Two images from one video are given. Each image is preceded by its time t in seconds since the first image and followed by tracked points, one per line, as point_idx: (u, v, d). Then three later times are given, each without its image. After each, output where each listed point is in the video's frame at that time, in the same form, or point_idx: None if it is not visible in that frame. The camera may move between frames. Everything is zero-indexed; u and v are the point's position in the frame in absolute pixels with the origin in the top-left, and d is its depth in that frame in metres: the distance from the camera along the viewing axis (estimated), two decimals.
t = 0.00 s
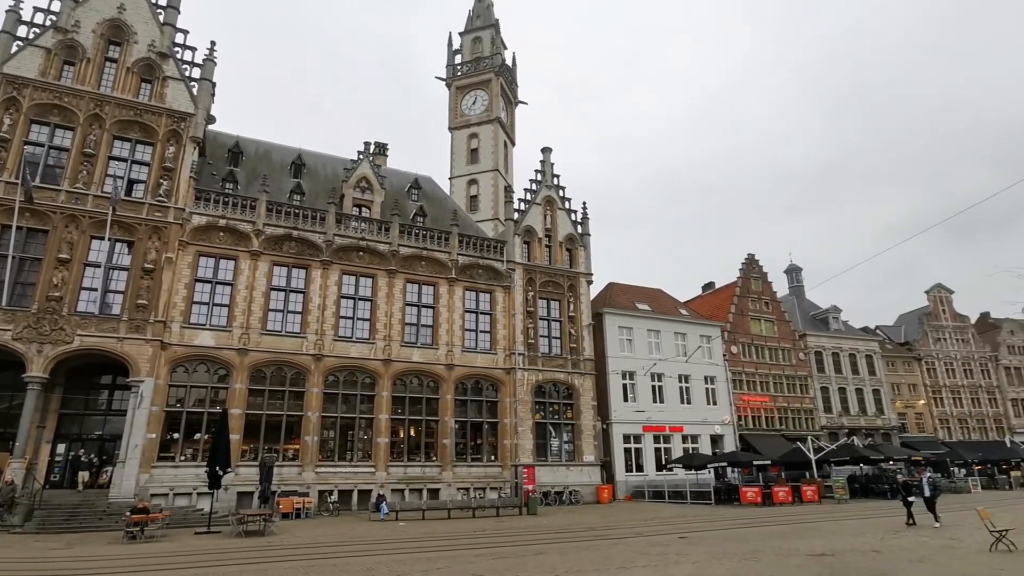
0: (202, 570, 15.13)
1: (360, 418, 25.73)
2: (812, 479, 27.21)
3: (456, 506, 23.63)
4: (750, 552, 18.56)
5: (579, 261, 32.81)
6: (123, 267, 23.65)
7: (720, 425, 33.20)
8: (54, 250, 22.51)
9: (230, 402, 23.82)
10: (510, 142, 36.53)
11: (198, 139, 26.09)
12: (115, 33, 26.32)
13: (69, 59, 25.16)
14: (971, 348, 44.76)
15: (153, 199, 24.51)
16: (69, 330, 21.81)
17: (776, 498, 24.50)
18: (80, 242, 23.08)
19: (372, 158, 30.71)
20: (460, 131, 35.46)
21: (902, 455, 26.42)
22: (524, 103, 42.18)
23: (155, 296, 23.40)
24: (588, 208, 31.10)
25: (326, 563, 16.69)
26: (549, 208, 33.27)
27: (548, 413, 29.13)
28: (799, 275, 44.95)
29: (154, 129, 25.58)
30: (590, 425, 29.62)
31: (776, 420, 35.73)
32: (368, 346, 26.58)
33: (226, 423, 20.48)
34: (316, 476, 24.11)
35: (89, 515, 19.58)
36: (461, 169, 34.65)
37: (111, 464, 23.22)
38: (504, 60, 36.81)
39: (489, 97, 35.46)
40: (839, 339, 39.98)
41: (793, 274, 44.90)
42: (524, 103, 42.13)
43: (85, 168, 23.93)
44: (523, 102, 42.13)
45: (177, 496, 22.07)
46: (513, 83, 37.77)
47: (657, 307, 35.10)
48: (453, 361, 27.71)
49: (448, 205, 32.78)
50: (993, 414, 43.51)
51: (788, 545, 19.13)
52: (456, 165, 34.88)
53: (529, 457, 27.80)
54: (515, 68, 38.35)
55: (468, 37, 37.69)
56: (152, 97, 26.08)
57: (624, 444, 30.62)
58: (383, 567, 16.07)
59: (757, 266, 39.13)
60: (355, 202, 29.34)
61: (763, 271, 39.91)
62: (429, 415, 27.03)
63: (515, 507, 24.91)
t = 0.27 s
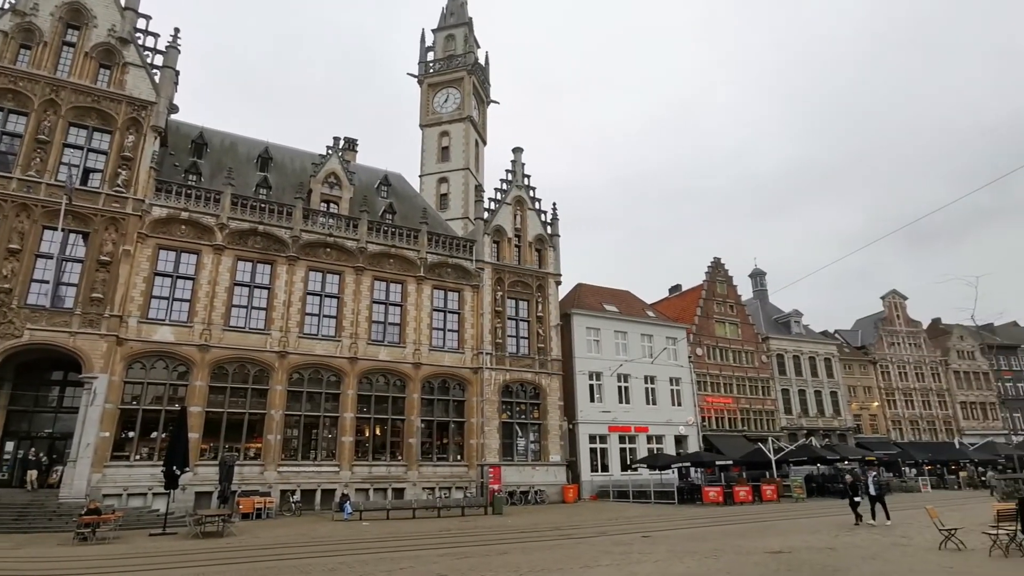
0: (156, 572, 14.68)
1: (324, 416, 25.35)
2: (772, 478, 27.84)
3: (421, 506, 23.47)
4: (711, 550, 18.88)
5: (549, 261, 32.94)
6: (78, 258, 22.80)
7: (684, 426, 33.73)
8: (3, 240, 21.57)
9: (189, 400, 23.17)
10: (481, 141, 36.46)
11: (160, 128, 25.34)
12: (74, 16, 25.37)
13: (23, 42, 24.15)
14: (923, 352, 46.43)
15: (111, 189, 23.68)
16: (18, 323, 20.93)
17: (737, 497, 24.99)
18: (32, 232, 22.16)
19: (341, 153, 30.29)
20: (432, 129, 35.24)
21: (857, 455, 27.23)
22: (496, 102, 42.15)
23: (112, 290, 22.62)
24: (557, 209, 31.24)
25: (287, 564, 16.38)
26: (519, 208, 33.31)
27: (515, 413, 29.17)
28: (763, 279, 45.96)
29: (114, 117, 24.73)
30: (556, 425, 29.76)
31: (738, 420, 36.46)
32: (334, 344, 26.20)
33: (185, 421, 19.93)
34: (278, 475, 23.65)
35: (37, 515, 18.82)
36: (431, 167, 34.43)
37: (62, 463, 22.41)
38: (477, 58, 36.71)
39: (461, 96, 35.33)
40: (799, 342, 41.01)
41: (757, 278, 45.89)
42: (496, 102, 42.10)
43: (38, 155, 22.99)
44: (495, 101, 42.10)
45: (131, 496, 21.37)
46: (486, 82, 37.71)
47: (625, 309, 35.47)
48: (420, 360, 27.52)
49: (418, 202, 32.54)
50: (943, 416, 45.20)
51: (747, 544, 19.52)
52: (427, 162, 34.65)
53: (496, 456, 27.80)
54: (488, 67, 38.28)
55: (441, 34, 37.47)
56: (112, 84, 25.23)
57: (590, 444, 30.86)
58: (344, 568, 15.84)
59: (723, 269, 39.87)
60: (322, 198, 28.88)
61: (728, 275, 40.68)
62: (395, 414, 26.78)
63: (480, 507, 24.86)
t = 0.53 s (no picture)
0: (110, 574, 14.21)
1: (290, 415, 24.92)
2: (736, 478, 28.38)
3: (388, 506, 23.26)
4: (675, 549, 19.15)
5: (520, 262, 33.01)
6: (33, 250, 21.95)
7: (651, 426, 34.17)
8: None
9: (148, 397, 22.51)
10: (454, 139, 36.34)
11: (122, 117, 24.58)
12: None
13: None
14: (881, 355, 47.92)
15: (69, 178, 22.87)
16: None
17: (702, 496, 25.40)
18: None
19: (311, 148, 29.84)
20: (404, 126, 34.97)
21: (817, 455, 27.95)
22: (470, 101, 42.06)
23: (68, 283, 21.84)
24: (529, 209, 31.32)
25: (249, 565, 16.05)
26: (491, 208, 33.30)
27: (483, 412, 29.14)
28: (730, 283, 46.84)
29: (73, 104, 23.90)
30: (525, 425, 29.83)
31: (704, 421, 37.08)
32: (301, 342, 25.79)
33: (144, 419, 19.37)
34: (241, 475, 23.15)
35: None
36: (403, 165, 34.17)
37: (12, 461, 21.62)
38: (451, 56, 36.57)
39: (434, 94, 35.14)
40: (764, 345, 41.92)
41: (724, 282, 46.75)
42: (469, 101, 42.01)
43: None
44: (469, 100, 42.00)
45: (85, 496, 20.66)
46: (460, 80, 37.60)
47: (595, 310, 35.76)
48: (389, 358, 27.28)
49: (389, 200, 32.27)
50: (899, 417, 46.72)
51: (711, 542, 19.86)
52: (399, 160, 34.38)
53: (464, 456, 27.74)
54: (462, 66, 38.17)
55: (415, 31, 37.22)
56: (72, 70, 24.38)
57: (558, 444, 31.03)
58: (307, 569, 15.59)
59: (691, 272, 40.50)
60: (291, 193, 28.41)
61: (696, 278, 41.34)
62: (363, 413, 26.49)
63: (448, 507, 24.76)
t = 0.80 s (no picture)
0: None
1: (261, 414, 24.54)
2: (706, 478, 28.76)
3: (360, 506, 23.05)
4: (645, 548, 19.34)
5: (496, 262, 33.02)
6: None
7: (624, 427, 34.47)
8: None
9: (113, 395, 21.93)
10: (431, 138, 36.18)
11: (89, 108, 23.94)
12: None
13: None
14: (848, 358, 49.06)
15: (32, 170, 22.17)
16: None
17: (673, 496, 25.68)
18: None
19: (286, 144, 29.43)
20: (381, 124, 34.72)
21: (785, 456, 28.48)
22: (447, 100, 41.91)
23: (30, 277, 21.17)
24: (505, 209, 31.35)
25: (216, 567, 15.76)
26: (467, 207, 33.25)
27: (457, 412, 29.06)
28: (703, 285, 47.49)
29: (37, 93, 23.20)
30: (499, 425, 29.84)
31: (676, 422, 37.53)
32: (273, 340, 25.42)
33: (108, 418, 18.88)
34: (209, 475, 22.71)
35: None
36: (379, 162, 33.92)
37: None
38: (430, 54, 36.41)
39: (412, 91, 34.95)
40: (735, 347, 42.58)
41: (698, 284, 47.38)
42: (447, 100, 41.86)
43: None
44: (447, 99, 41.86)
45: (45, 497, 20.06)
46: (438, 79, 37.49)
47: (570, 311, 35.93)
48: (362, 357, 27.04)
49: (365, 198, 32.00)
50: (864, 418, 47.89)
51: (681, 541, 20.08)
52: (376, 157, 34.12)
53: (437, 455, 27.65)
54: (441, 65, 38.02)
55: (394, 28, 36.98)
56: (37, 58, 23.67)
57: (532, 444, 31.11)
58: (276, 570, 15.35)
59: (666, 274, 40.96)
60: (265, 189, 27.98)
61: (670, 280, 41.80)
62: (335, 412, 26.22)
63: (421, 507, 24.63)
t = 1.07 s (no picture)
0: None
1: (233, 414, 24.13)
2: (680, 478, 29.09)
3: (334, 506, 22.82)
4: (619, 547, 19.48)
5: (473, 262, 32.99)
6: None
7: (600, 427, 34.71)
8: None
9: (79, 394, 21.35)
10: (409, 136, 36.01)
11: (56, 99, 23.32)
12: None
13: None
14: (819, 360, 50.07)
15: None
16: None
17: (647, 496, 25.92)
18: None
19: (262, 140, 29.02)
20: (359, 121, 34.44)
21: (757, 455, 28.92)
22: (427, 99, 41.77)
23: None
24: (483, 209, 31.34)
25: (184, 570, 15.44)
26: (445, 207, 33.17)
27: (434, 412, 28.95)
28: (679, 287, 48.04)
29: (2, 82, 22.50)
30: (475, 425, 29.80)
31: (651, 422, 37.90)
32: (246, 339, 25.02)
33: (73, 418, 18.37)
34: (179, 476, 22.26)
35: None
36: (357, 160, 33.64)
37: None
38: (409, 53, 36.25)
39: (391, 89, 34.75)
40: (710, 348, 43.16)
41: (674, 286, 47.93)
42: (426, 98, 41.72)
43: None
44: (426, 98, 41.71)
45: (6, 499, 19.45)
46: (417, 77, 37.33)
47: (547, 311, 36.05)
48: (338, 357, 26.77)
49: (342, 196, 31.70)
50: (834, 419, 48.92)
51: (654, 541, 20.27)
52: (353, 155, 33.83)
53: (413, 456, 27.51)
54: (420, 63, 37.88)
55: (373, 25, 36.73)
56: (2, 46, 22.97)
57: (508, 444, 31.15)
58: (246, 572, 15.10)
59: (642, 276, 41.34)
60: (239, 185, 27.53)
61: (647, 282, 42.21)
62: (310, 412, 25.91)
63: (396, 507, 24.47)
